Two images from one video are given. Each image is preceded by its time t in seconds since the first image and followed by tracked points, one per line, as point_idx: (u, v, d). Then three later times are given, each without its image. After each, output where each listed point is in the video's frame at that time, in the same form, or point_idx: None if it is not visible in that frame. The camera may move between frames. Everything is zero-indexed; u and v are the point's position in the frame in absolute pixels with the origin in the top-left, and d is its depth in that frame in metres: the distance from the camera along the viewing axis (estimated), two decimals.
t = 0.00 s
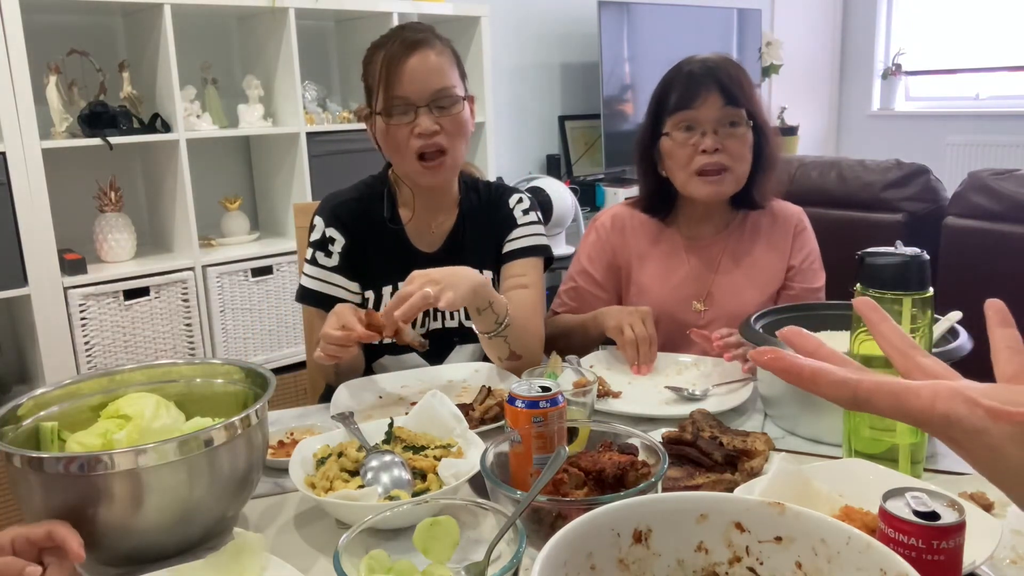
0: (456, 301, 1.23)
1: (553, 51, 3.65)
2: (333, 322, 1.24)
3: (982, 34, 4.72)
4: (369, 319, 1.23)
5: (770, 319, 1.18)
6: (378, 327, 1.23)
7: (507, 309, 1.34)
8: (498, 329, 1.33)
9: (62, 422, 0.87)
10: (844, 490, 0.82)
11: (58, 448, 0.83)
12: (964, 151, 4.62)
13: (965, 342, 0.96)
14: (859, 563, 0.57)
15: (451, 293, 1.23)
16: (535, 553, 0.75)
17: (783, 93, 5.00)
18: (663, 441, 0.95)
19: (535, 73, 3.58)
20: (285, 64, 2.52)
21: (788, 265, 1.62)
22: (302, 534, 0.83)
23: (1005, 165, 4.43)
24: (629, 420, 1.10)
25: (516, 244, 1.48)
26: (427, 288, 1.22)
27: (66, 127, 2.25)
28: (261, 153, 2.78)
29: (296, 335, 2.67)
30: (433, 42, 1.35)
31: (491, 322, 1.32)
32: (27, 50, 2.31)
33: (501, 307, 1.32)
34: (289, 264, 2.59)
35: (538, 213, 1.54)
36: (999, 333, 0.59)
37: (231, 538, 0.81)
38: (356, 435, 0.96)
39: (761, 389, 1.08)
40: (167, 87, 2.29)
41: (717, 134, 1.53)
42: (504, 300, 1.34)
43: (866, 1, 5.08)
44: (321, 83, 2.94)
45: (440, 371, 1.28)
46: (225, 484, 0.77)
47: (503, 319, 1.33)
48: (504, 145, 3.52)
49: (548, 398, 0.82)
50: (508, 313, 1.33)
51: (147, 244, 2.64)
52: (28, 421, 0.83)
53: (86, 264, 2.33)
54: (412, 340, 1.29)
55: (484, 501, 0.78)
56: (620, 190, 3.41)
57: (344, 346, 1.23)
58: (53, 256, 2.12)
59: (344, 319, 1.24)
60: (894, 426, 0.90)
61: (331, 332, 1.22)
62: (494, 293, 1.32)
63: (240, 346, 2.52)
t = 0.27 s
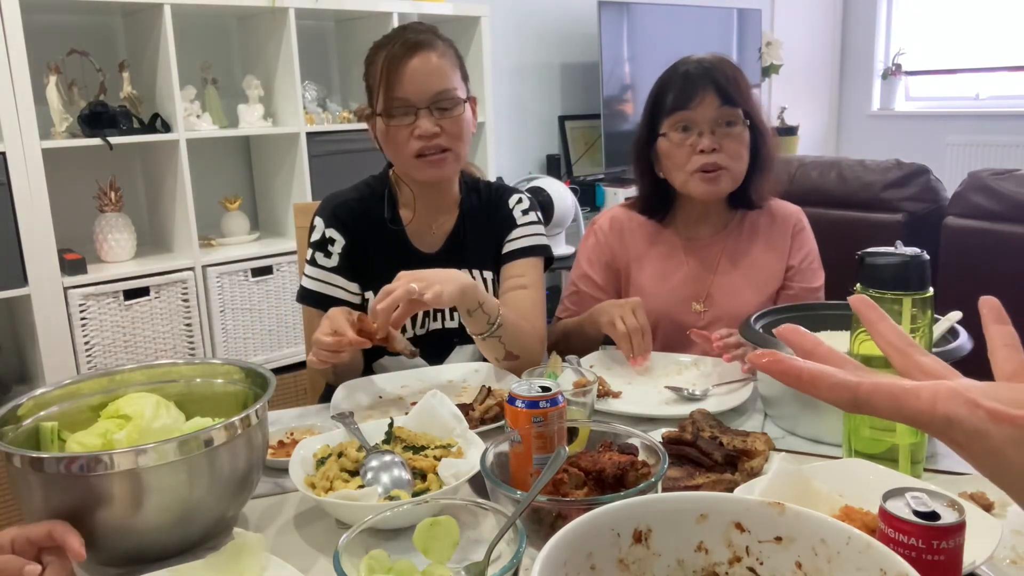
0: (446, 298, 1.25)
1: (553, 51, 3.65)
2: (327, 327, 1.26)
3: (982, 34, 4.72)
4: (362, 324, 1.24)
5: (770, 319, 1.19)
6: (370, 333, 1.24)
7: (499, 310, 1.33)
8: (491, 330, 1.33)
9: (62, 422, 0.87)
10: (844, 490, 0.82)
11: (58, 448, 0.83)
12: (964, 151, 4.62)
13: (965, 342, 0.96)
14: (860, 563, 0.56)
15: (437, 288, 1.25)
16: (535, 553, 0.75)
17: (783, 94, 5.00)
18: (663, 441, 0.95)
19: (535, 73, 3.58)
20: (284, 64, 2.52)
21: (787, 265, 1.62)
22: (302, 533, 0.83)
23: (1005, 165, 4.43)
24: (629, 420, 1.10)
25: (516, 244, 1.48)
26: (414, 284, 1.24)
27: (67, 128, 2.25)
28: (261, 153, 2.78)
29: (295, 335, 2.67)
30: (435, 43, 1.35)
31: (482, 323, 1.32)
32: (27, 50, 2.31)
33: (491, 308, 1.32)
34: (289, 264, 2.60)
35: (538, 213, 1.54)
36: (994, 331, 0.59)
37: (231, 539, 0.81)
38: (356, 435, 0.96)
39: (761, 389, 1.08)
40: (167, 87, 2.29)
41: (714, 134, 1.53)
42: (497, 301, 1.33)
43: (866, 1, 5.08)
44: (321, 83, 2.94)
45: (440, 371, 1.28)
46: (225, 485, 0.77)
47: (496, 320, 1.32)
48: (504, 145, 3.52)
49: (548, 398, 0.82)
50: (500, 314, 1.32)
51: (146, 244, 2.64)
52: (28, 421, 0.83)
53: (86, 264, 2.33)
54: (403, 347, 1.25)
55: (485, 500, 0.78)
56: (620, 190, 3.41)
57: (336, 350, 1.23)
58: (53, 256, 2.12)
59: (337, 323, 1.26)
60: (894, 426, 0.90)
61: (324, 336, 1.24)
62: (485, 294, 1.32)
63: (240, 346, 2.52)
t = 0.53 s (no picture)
0: (447, 299, 1.25)
1: (553, 51, 3.65)
2: (327, 326, 1.25)
3: (982, 34, 4.72)
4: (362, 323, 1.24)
5: (770, 319, 1.19)
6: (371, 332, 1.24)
7: (500, 311, 1.33)
8: (492, 331, 1.33)
9: (62, 422, 0.87)
10: (844, 490, 0.82)
11: (58, 448, 0.83)
12: (964, 151, 4.62)
13: (965, 342, 0.96)
14: (860, 563, 0.56)
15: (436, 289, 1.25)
16: (535, 553, 0.75)
17: (783, 94, 5.00)
18: (663, 441, 0.95)
19: (535, 73, 3.58)
20: (284, 64, 2.52)
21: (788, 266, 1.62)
22: (302, 534, 0.83)
23: (1005, 164, 4.43)
24: (629, 420, 1.10)
25: (517, 244, 1.48)
26: (414, 284, 1.24)
27: (66, 128, 2.25)
28: (261, 153, 2.78)
29: (296, 335, 2.67)
30: (435, 44, 1.35)
31: (483, 325, 1.32)
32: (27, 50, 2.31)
33: (492, 309, 1.32)
34: (289, 264, 2.59)
35: (538, 213, 1.54)
36: (980, 333, 0.60)
37: (231, 539, 0.81)
38: (356, 435, 0.96)
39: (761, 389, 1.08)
40: (167, 88, 2.29)
41: (714, 136, 1.53)
42: (497, 302, 1.33)
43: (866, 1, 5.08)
44: (320, 83, 2.94)
45: (440, 371, 1.28)
46: (225, 485, 0.77)
47: (497, 321, 1.32)
48: (504, 145, 3.52)
49: (548, 398, 0.82)
50: (501, 315, 1.33)
51: (146, 244, 2.64)
52: (28, 421, 0.83)
53: (86, 264, 2.33)
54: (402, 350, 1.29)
55: (485, 500, 0.78)
56: (620, 190, 3.41)
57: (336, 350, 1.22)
58: (53, 256, 2.12)
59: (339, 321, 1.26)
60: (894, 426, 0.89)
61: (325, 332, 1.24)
62: (486, 296, 1.32)
63: (240, 346, 2.52)
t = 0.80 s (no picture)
0: (456, 299, 1.26)
1: (553, 51, 3.65)
2: (331, 321, 1.25)
3: (982, 34, 4.72)
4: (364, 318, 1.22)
5: (770, 319, 1.19)
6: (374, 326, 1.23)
7: (505, 313, 1.33)
8: (496, 334, 1.33)
9: (62, 423, 0.87)
10: (844, 490, 0.82)
11: (58, 448, 0.83)
12: (964, 151, 4.62)
13: (965, 342, 0.96)
14: (860, 563, 0.56)
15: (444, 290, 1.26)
16: (535, 553, 0.75)
17: (783, 94, 5.00)
18: (663, 441, 0.95)
19: (535, 73, 3.58)
20: (285, 64, 2.52)
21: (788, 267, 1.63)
22: (302, 533, 0.83)
23: (1005, 164, 4.43)
24: (629, 420, 1.10)
25: (517, 244, 1.47)
26: (422, 283, 1.24)
27: (66, 128, 2.25)
28: (261, 153, 2.78)
29: (296, 335, 2.67)
30: (432, 47, 1.34)
31: (488, 327, 1.32)
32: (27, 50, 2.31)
33: (497, 313, 1.32)
34: (289, 264, 2.59)
35: (540, 214, 1.54)
36: (985, 331, 0.60)
37: (232, 539, 0.81)
38: (356, 435, 0.96)
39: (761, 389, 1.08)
40: (167, 88, 2.29)
41: (714, 138, 1.52)
42: (502, 305, 1.34)
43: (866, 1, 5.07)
44: (321, 84, 2.94)
45: (441, 370, 1.28)
46: (225, 485, 0.77)
47: (501, 323, 1.33)
48: (504, 145, 3.52)
49: (548, 398, 0.83)
50: (505, 317, 1.33)
51: (146, 245, 2.64)
52: (28, 421, 0.83)
53: (86, 264, 2.33)
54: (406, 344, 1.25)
55: (484, 501, 0.78)
56: (620, 190, 3.41)
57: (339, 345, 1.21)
58: (53, 256, 2.12)
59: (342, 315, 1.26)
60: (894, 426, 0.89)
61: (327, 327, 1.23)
62: (491, 298, 1.32)
63: (240, 346, 2.52)
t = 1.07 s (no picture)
0: (461, 295, 1.28)
1: (553, 51, 3.65)
2: (333, 320, 1.25)
3: (982, 34, 4.72)
4: (366, 313, 1.22)
5: (770, 319, 1.19)
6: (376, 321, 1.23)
7: (507, 313, 1.34)
8: (499, 333, 1.34)
9: (62, 423, 0.87)
10: (844, 490, 0.82)
11: (58, 448, 0.83)
12: (964, 151, 4.62)
13: (965, 342, 0.96)
14: (860, 563, 0.56)
15: (449, 285, 1.26)
16: (535, 553, 0.75)
17: (783, 94, 5.00)
18: (663, 441, 0.95)
19: (535, 73, 3.58)
20: (284, 64, 2.52)
21: (789, 269, 1.63)
22: (302, 533, 0.83)
23: (1005, 164, 4.43)
24: (629, 420, 1.10)
25: (517, 244, 1.47)
26: (427, 276, 1.25)
27: (66, 128, 2.25)
28: (261, 154, 2.78)
29: (296, 335, 2.67)
30: (432, 47, 1.35)
31: (491, 327, 1.33)
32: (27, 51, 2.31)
33: (501, 312, 1.33)
34: (289, 264, 2.59)
35: (541, 214, 1.54)
36: (994, 330, 0.60)
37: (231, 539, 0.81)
38: (356, 435, 0.96)
39: (761, 389, 1.08)
40: (167, 88, 2.29)
41: (704, 163, 1.49)
42: (505, 304, 1.35)
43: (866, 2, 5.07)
44: (320, 83, 2.94)
45: (441, 371, 1.28)
46: (225, 485, 0.77)
47: (504, 323, 1.34)
48: (504, 145, 3.52)
49: (548, 398, 0.83)
50: (509, 317, 1.34)
51: (146, 244, 2.64)
52: (28, 421, 0.83)
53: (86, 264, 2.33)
54: (410, 342, 1.27)
55: (484, 501, 0.78)
56: (620, 190, 3.41)
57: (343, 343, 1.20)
58: (53, 256, 2.12)
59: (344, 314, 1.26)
60: (894, 426, 0.89)
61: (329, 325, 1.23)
62: (496, 298, 1.33)
63: (240, 346, 2.52)
